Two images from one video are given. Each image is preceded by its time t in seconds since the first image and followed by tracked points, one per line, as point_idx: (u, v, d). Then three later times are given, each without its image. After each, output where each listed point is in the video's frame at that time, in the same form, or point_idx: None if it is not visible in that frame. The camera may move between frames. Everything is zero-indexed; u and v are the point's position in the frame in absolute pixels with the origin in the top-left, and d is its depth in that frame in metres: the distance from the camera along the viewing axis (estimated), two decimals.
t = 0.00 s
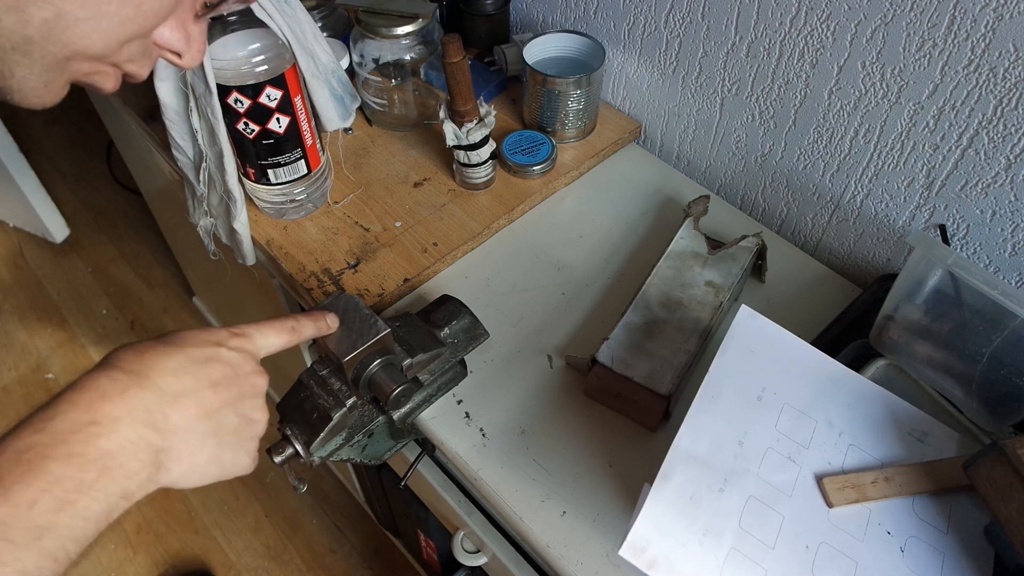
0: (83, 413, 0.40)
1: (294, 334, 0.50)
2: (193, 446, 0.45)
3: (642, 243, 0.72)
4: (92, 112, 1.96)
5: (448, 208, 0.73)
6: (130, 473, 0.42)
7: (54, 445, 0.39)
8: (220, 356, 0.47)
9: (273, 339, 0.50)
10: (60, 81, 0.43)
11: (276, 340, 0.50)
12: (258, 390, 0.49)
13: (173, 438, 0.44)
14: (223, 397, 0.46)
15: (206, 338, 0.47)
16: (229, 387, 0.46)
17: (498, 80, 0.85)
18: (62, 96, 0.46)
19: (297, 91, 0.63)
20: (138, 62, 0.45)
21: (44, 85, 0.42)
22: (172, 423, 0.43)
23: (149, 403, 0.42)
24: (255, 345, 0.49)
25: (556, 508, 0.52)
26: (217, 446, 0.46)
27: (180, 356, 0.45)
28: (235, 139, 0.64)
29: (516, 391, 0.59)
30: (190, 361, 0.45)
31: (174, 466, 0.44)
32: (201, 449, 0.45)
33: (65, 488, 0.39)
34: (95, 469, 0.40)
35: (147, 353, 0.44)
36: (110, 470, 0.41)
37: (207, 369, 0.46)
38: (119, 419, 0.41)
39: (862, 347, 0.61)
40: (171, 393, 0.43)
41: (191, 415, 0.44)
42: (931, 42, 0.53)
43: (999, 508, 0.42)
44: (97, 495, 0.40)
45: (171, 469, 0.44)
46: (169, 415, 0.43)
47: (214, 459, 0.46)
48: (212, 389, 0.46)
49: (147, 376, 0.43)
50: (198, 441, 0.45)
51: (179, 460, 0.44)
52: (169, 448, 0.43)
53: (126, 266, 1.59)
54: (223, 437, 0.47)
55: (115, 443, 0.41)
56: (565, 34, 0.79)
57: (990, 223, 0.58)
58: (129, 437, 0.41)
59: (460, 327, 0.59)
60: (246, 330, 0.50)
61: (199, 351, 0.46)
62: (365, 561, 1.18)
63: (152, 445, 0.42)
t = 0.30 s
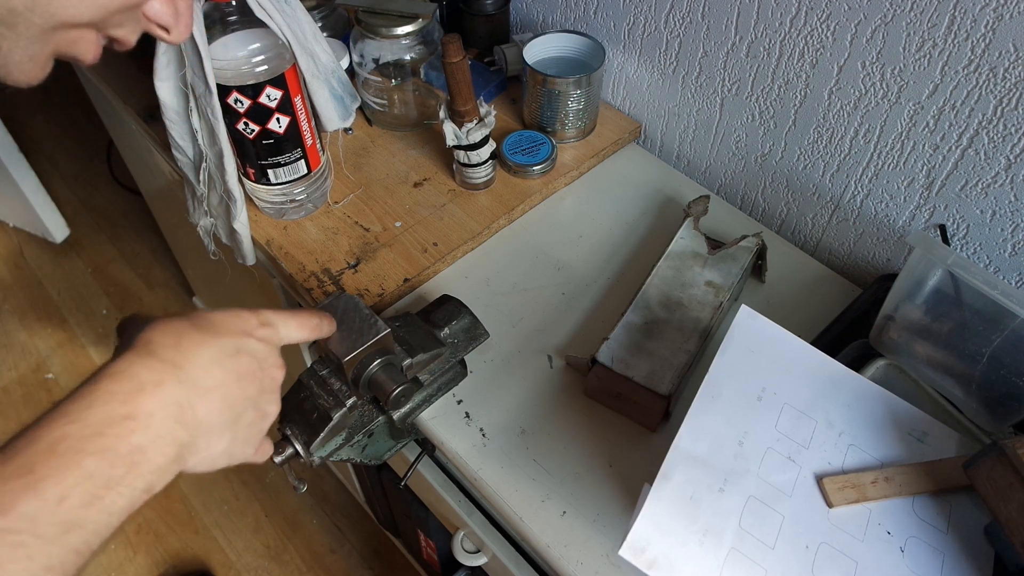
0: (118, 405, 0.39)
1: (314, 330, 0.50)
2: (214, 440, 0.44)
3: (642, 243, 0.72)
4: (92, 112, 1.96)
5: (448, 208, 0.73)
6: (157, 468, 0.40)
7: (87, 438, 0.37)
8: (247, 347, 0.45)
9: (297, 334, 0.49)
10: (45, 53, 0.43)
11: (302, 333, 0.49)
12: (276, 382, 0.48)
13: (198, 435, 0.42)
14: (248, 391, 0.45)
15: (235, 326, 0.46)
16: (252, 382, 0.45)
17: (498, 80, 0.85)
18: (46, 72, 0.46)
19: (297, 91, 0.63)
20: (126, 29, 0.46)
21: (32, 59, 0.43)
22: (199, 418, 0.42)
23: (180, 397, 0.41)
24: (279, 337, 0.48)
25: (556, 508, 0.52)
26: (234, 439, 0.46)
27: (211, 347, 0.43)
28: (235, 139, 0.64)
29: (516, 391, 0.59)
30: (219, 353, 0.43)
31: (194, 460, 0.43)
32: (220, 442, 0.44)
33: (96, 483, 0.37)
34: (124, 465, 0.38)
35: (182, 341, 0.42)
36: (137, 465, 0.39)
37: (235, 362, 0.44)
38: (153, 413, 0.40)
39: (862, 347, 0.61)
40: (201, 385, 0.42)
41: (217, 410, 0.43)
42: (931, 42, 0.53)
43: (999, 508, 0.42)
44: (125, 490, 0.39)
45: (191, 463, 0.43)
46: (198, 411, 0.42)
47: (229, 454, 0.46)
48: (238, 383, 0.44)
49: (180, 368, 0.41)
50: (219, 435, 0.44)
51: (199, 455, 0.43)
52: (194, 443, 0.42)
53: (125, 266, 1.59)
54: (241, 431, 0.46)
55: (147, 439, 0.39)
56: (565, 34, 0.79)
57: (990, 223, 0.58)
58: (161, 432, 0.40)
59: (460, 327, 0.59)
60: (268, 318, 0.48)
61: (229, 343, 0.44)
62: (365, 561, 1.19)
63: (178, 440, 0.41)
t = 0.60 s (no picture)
0: (61, 342, 0.37)
1: (301, 315, 0.49)
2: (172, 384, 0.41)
3: (642, 243, 0.72)
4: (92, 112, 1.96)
5: (448, 207, 0.73)
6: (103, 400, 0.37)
7: (29, 371, 0.35)
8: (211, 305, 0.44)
9: (274, 308, 0.48)
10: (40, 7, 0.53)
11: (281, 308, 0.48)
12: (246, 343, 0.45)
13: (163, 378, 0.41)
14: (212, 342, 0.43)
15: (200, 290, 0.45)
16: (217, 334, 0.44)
17: (498, 80, 0.85)
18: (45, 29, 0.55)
19: (297, 91, 0.63)
20: None
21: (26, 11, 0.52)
22: (153, 360, 0.40)
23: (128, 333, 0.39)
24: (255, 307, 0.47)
25: (556, 508, 0.52)
26: (200, 390, 0.43)
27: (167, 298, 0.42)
28: (235, 139, 0.64)
29: (516, 391, 0.59)
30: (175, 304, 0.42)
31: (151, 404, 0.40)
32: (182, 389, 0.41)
33: (43, 415, 0.35)
34: (74, 401, 0.36)
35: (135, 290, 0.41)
36: (89, 401, 0.37)
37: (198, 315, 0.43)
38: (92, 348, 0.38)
39: (862, 347, 0.61)
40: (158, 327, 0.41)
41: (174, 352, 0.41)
42: (931, 42, 0.53)
43: (999, 507, 0.42)
44: (78, 425, 0.36)
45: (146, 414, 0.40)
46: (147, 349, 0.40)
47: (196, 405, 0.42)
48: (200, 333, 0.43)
49: (128, 311, 0.40)
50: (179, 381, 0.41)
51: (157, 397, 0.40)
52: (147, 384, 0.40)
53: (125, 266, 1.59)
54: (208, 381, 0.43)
55: (92, 373, 0.37)
56: (565, 34, 0.79)
57: (990, 223, 0.58)
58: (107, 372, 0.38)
59: (460, 327, 0.59)
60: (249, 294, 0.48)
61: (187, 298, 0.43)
62: (365, 561, 1.19)
63: (131, 377, 0.39)
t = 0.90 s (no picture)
0: None
1: (249, 308, 0.53)
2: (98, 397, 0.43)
3: (641, 243, 0.72)
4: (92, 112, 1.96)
5: (448, 208, 0.73)
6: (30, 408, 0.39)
7: None
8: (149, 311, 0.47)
9: (223, 305, 0.51)
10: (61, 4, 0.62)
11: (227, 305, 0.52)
12: (181, 348, 0.48)
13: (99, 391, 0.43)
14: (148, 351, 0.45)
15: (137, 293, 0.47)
16: (151, 342, 0.46)
17: (498, 80, 0.85)
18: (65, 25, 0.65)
19: (297, 91, 0.63)
20: None
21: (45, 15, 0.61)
22: (76, 373, 0.42)
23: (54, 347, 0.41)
24: (199, 304, 0.50)
25: (556, 508, 0.52)
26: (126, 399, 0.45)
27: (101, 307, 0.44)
28: (235, 139, 0.64)
29: (516, 392, 0.59)
30: (110, 314, 0.44)
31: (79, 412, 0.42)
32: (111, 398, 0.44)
33: None
34: None
35: (59, 304, 0.43)
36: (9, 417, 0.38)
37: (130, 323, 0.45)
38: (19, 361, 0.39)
39: (862, 348, 0.61)
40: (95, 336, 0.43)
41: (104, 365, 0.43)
42: (931, 42, 0.53)
43: (998, 507, 0.42)
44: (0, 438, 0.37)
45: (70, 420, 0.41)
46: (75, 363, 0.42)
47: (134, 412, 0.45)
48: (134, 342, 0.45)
49: (56, 327, 0.41)
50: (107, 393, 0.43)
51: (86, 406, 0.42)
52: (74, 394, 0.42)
53: (125, 266, 1.59)
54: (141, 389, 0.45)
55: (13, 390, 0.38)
56: (565, 34, 0.79)
57: (990, 223, 0.58)
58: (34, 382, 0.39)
59: (460, 327, 0.59)
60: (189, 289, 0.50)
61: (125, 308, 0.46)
62: (365, 561, 1.19)
63: (53, 395, 0.40)
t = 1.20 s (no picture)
0: None
1: (242, 336, 0.51)
2: (72, 442, 0.43)
3: (641, 243, 0.72)
4: (92, 112, 1.96)
5: (448, 208, 0.73)
6: None
7: None
8: (131, 349, 0.45)
9: (214, 335, 0.50)
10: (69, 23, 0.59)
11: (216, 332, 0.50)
12: (166, 383, 0.48)
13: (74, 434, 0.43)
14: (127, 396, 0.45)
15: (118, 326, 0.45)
16: (130, 385, 0.45)
17: (498, 80, 0.85)
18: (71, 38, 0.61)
19: (297, 91, 0.63)
20: None
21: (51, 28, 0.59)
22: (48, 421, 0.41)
23: (25, 401, 0.40)
24: (189, 334, 0.49)
25: (556, 508, 0.52)
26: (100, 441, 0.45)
27: (77, 350, 0.43)
28: (235, 139, 0.64)
29: (516, 391, 0.59)
30: (89, 356, 0.43)
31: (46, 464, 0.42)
32: (84, 444, 0.44)
33: None
34: None
35: (37, 346, 0.42)
36: None
37: (107, 366, 0.44)
38: None
39: (862, 348, 0.61)
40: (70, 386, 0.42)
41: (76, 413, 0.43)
42: (931, 42, 0.53)
43: (998, 507, 0.42)
44: None
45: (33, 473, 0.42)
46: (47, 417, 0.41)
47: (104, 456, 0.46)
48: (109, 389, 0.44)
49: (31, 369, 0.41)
50: (81, 438, 0.44)
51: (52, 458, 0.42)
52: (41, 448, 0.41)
53: (126, 266, 1.59)
54: (113, 433, 0.45)
55: None
56: (565, 34, 0.79)
57: (990, 223, 0.58)
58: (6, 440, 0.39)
59: (460, 327, 0.59)
60: (180, 317, 0.49)
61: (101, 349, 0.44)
62: (365, 561, 1.19)
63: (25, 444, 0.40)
